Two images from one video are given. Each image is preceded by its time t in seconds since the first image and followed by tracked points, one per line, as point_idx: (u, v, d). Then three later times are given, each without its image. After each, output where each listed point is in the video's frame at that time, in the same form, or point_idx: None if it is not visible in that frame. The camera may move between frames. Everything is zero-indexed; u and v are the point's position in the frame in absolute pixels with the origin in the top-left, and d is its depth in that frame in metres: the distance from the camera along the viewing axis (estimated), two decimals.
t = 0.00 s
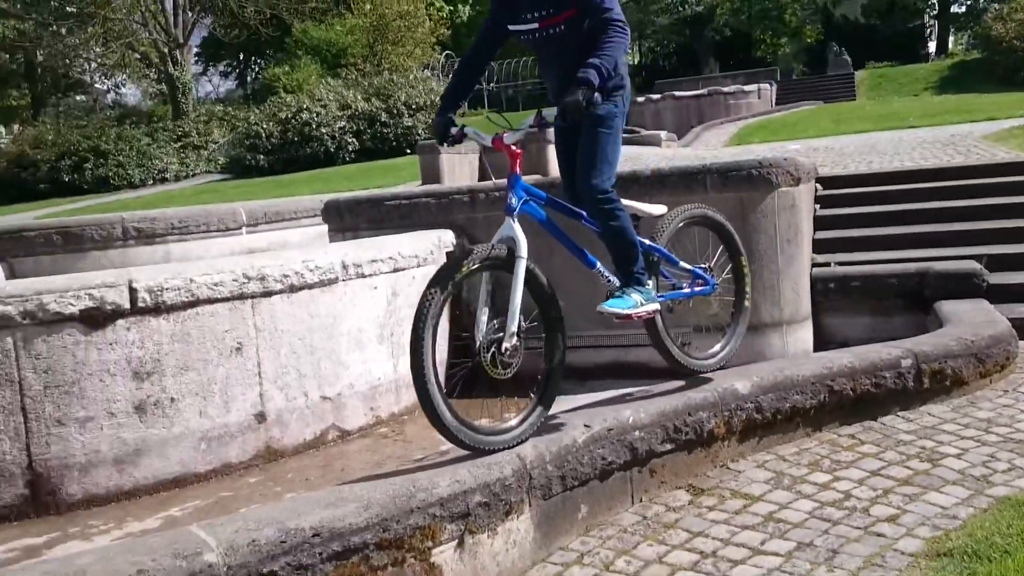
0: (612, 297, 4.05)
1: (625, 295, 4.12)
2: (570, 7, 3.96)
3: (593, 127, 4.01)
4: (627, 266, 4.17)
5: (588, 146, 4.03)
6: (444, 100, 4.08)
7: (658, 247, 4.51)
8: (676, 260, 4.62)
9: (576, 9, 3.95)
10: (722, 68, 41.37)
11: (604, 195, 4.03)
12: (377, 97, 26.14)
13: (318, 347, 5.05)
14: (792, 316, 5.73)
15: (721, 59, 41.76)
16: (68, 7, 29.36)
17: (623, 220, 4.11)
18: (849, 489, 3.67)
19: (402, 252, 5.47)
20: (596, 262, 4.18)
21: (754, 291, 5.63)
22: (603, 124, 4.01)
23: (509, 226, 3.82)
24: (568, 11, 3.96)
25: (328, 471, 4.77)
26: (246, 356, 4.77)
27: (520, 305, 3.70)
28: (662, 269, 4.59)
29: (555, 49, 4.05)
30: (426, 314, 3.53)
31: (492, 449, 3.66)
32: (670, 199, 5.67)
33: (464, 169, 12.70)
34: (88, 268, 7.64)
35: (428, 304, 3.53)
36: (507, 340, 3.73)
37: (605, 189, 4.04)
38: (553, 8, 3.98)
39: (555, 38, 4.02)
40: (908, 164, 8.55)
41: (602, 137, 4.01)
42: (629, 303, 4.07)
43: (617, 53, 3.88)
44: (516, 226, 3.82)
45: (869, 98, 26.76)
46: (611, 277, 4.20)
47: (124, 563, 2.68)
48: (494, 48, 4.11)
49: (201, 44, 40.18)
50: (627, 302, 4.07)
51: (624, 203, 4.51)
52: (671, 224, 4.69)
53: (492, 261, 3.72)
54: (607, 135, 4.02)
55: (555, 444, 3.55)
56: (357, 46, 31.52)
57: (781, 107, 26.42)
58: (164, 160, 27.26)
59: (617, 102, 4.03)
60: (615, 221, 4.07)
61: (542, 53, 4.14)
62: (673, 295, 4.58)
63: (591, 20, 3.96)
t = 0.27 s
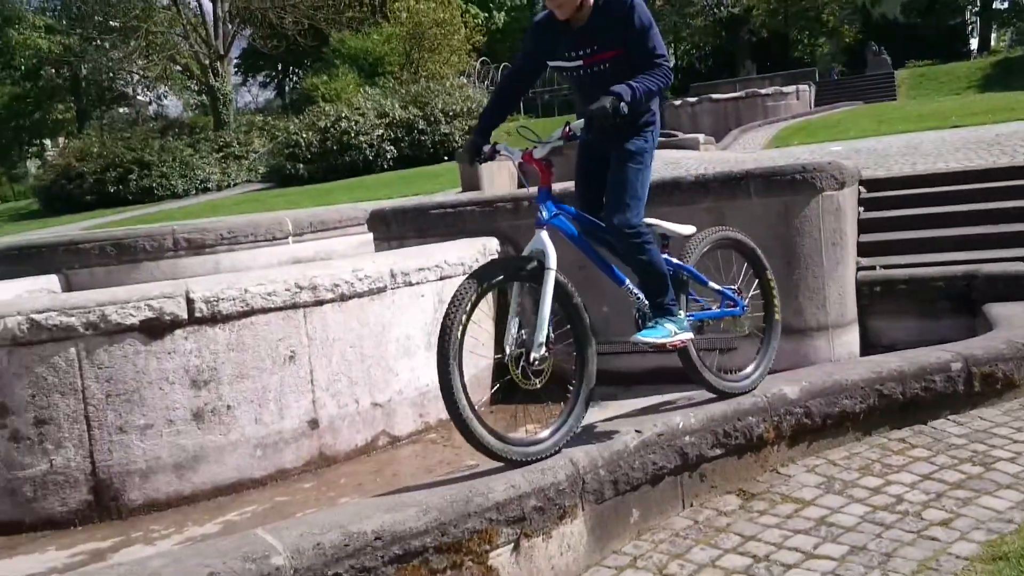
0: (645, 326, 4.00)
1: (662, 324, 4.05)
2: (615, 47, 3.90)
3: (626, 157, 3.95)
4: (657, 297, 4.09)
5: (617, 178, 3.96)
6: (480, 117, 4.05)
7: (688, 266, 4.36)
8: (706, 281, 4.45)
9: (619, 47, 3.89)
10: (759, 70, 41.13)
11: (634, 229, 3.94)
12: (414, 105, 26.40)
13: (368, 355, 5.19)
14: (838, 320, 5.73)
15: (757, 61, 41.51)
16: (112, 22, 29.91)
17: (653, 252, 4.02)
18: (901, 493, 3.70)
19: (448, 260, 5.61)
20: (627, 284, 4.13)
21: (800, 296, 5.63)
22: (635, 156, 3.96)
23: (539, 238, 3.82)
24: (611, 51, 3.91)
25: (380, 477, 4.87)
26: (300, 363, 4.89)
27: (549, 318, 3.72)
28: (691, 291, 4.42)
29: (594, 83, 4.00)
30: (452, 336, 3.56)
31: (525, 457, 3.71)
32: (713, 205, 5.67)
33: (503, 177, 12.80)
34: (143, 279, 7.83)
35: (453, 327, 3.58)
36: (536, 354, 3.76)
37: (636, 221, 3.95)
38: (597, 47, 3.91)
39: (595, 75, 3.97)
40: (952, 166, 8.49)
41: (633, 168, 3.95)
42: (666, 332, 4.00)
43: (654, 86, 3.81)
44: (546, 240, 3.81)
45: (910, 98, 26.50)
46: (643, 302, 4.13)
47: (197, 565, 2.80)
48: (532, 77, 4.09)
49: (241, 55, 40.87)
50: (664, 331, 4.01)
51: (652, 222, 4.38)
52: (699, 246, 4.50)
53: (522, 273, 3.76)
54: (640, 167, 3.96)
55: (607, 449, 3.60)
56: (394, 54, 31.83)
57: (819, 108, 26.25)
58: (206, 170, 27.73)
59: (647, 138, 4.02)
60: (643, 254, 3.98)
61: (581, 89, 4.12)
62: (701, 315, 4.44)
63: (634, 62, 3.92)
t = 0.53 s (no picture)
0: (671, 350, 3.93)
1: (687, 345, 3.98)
2: (629, 43, 3.91)
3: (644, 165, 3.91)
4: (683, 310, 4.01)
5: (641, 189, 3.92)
6: (498, 126, 4.10)
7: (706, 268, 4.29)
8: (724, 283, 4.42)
9: (634, 44, 3.89)
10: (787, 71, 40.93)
11: (656, 241, 3.86)
12: (443, 111, 26.61)
13: (415, 354, 5.30)
14: (879, 317, 5.73)
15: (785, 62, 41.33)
16: (144, 35, 30.39)
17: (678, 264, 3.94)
18: (952, 485, 3.74)
19: (492, 261, 5.73)
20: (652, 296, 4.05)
21: (840, 294, 5.65)
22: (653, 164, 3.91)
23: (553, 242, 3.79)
24: (625, 47, 3.91)
25: (430, 473, 4.97)
26: (349, 363, 5.02)
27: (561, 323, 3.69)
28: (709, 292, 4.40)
29: (608, 83, 4.02)
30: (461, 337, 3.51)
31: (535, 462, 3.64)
32: (752, 203, 5.74)
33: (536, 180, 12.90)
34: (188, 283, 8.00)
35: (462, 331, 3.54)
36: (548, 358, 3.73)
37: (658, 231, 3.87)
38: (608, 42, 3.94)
39: (608, 72, 3.99)
40: (990, 163, 8.46)
41: (653, 179, 3.90)
42: (691, 356, 3.95)
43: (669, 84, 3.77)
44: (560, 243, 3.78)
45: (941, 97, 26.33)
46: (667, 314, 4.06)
47: (270, 553, 2.92)
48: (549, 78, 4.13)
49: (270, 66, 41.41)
50: (690, 354, 3.95)
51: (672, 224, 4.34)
52: (718, 246, 4.44)
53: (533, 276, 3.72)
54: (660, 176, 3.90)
55: (660, 443, 3.66)
56: (422, 62, 32.11)
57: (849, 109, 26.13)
58: (238, 179, 28.09)
59: (664, 147, 3.97)
60: (672, 267, 3.90)
61: (595, 91, 4.11)
62: (720, 318, 4.40)
63: (646, 58, 3.91)
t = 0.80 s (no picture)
0: (675, 317, 4.05)
1: (691, 310, 4.11)
2: (646, 44, 4.04)
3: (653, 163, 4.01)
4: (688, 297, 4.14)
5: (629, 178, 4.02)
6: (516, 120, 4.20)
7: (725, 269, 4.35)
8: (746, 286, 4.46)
9: (650, 45, 4.03)
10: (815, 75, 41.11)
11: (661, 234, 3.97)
12: (471, 118, 26.83)
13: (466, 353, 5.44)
14: (923, 314, 5.78)
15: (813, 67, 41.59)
16: (174, 47, 30.62)
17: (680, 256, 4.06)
18: (1007, 475, 3.81)
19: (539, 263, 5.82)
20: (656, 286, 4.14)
21: (884, 291, 5.70)
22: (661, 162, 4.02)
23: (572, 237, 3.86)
24: (641, 48, 4.05)
25: (485, 468, 5.08)
26: (404, 361, 5.17)
27: (578, 327, 3.82)
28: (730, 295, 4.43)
29: (623, 81, 4.14)
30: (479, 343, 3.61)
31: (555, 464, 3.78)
32: (796, 203, 5.82)
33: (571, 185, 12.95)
34: (237, 288, 8.22)
35: (476, 335, 3.68)
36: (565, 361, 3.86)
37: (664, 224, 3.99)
38: (625, 43, 4.07)
39: (625, 70, 4.12)
40: None
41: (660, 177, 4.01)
42: (696, 323, 4.08)
43: (684, 86, 3.89)
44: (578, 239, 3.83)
45: (973, 99, 26.12)
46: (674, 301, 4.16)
47: (354, 536, 3.06)
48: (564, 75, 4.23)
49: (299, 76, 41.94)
50: (695, 321, 4.08)
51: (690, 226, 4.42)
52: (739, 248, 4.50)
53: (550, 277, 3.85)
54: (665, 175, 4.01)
55: (719, 434, 3.76)
56: (450, 70, 32.33)
57: (880, 111, 25.98)
58: (270, 189, 28.51)
59: (668, 142, 4.10)
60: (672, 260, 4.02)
61: (607, 88, 4.23)
62: (743, 320, 4.42)
63: (664, 58, 4.04)
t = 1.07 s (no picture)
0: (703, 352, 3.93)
1: (718, 348, 4.00)
2: (650, 46, 3.85)
3: (668, 176, 3.85)
4: (713, 319, 4.01)
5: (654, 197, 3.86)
6: (533, 136, 4.07)
7: (746, 279, 4.27)
8: (768, 295, 4.38)
9: (654, 47, 3.85)
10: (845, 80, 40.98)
11: (679, 251, 3.82)
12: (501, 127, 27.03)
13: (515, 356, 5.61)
14: (969, 316, 5.81)
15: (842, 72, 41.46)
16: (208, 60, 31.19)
17: (701, 274, 3.91)
18: None
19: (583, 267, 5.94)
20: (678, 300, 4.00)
21: (929, 292, 5.75)
22: (677, 175, 3.85)
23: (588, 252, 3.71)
24: (645, 51, 3.87)
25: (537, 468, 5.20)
26: (457, 364, 5.34)
27: (592, 333, 3.59)
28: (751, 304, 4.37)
29: (631, 88, 3.96)
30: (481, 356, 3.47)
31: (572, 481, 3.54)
32: (840, 206, 5.89)
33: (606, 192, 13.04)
34: (285, 294, 8.42)
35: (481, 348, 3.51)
36: (578, 371, 3.62)
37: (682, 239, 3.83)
38: (631, 47, 3.88)
39: (632, 77, 3.93)
40: None
41: (676, 190, 3.83)
42: (722, 358, 3.96)
43: (691, 88, 3.70)
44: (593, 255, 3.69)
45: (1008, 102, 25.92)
46: (700, 322, 4.04)
47: (429, 529, 3.18)
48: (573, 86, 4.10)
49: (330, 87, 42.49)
50: (720, 357, 3.95)
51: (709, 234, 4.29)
52: (762, 255, 4.44)
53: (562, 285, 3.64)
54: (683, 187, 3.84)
55: (775, 432, 3.85)
56: (479, 79, 32.67)
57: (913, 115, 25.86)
58: (303, 198, 28.88)
59: (687, 158, 3.91)
60: (693, 276, 3.89)
61: (615, 96, 4.07)
62: (764, 329, 4.40)
63: (668, 61, 3.86)
